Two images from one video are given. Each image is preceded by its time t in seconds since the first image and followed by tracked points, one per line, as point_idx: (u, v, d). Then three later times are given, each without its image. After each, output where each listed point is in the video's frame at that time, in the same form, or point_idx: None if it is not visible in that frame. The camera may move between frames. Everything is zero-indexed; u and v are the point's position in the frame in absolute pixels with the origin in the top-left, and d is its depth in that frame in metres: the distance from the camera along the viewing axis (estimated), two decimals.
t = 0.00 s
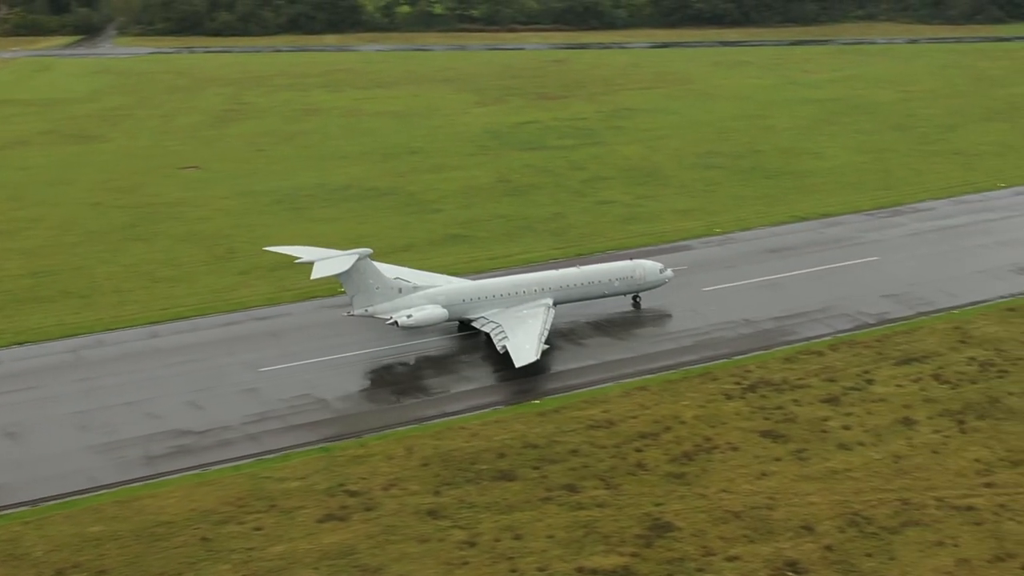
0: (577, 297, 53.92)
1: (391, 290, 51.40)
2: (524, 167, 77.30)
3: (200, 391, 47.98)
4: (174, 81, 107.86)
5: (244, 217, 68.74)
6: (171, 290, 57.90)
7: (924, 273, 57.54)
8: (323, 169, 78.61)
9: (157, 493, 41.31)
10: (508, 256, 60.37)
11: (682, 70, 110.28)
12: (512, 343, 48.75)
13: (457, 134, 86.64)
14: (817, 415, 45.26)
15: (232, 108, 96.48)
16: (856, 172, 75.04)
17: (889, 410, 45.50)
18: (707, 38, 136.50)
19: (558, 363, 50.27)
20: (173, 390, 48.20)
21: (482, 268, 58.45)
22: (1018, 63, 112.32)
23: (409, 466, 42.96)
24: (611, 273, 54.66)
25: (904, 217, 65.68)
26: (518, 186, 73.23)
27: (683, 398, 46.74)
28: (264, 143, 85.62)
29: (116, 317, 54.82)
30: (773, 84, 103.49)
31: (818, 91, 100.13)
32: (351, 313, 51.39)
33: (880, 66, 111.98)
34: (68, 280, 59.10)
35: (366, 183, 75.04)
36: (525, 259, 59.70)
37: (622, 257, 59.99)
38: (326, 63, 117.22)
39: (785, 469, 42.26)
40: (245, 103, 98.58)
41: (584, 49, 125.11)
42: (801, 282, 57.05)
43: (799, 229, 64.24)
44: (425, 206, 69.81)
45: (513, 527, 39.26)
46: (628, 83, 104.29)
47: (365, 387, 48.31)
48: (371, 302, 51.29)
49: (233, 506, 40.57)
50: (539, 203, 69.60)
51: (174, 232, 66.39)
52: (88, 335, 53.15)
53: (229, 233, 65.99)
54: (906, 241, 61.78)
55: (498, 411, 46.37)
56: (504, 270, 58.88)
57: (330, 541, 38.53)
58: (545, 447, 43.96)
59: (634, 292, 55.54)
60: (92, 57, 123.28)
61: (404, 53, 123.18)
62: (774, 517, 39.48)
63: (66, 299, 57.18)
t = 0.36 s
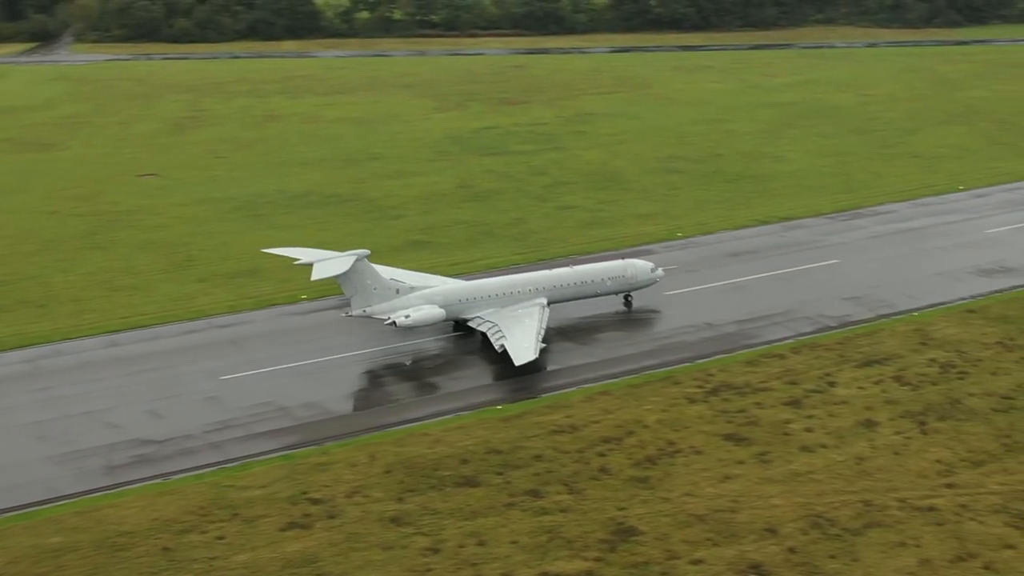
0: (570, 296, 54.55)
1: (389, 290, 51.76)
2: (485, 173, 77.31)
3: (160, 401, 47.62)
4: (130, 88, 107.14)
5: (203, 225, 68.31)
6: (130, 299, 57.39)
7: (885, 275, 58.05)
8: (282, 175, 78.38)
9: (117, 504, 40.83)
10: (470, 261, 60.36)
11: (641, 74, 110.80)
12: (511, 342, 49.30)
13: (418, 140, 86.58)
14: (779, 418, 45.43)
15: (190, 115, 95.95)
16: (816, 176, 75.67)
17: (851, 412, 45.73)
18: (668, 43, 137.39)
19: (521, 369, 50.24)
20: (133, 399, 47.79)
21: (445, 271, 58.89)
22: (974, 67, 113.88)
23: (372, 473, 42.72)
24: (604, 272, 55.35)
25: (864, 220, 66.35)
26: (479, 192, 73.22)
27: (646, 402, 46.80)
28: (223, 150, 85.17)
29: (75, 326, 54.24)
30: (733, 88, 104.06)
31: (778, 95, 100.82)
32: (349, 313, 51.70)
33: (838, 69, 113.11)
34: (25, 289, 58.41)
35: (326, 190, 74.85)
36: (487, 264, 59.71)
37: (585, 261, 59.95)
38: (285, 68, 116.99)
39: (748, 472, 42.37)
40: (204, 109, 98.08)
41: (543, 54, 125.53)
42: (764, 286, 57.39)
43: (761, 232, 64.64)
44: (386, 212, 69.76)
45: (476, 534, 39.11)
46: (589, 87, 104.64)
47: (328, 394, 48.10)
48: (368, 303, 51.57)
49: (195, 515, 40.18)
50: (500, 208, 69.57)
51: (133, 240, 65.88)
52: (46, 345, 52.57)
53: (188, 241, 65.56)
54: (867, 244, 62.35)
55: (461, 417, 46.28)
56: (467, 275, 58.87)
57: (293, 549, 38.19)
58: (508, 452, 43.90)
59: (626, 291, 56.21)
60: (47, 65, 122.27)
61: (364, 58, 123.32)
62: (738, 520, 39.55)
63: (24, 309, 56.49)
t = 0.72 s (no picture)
0: (566, 296, 55.35)
1: (390, 291, 52.37)
2: (450, 178, 77.37)
3: (124, 410, 47.24)
4: (91, 95, 106.38)
5: (165, 232, 67.93)
6: (93, 307, 56.90)
7: (850, 278, 58.47)
8: (246, 182, 78.12)
9: (80, 513, 40.37)
10: (435, 267, 60.54)
11: (605, 79, 111.45)
12: (511, 341, 50.00)
13: (381, 146, 86.56)
14: (746, 421, 45.57)
15: (152, 122, 95.42)
16: (781, 180, 76.19)
17: (817, 414, 45.91)
18: (632, 49, 138.47)
19: (488, 375, 50.18)
20: (97, 409, 47.38)
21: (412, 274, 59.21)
22: (935, 70, 115.43)
23: (338, 480, 42.50)
24: (599, 272, 56.21)
25: (829, 223, 66.87)
26: (444, 197, 73.28)
27: (613, 407, 46.87)
28: (185, 157, 84.75)
29: (38, 336, 53.67)
30: (697, 92, 104.76)
31: (742, 99, 101.53)
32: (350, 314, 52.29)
33: (801, 73, 114.24)
34: None
35: (290, 197, 74.64)
36: (452, 269, 59.91)
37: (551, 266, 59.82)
38: (249, 75, 116.76)
39: (715, 475, 42.43)
40: (166, 116, 97.57)
41: (508, 59, 126.10)
42: (731, 289, 57.72)
43: (726, 236, 64.97)
44: (351, 218, 69.72)
45: (444, 540, 38.96)
46: (554, 92, 105.00)
47: (295, 401, 47.91)
48: (369, 303, 52.18)
49: (160, 524, 39.80)
50: (465, 214, 69.62)
51: (94, 248, 65.35)
52: (8, 355, 52.01)
53: (150, 249, 65.13)
54: (832, 247, 62.80)
55: (427, 423, 46.19)
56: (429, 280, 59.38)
57: (260, 557, 37.89)
58: (475, 458, 43.82)
59: (620, 291, 57.08)
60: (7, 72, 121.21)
61: (327, 64, 123.62)
62: (706, 523, 39.60)
63: None
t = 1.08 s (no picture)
0: (566, 295, 55.98)
1: (393, 290, 52.88)
2: (420, 184, 77.35)
3: (93, 419, 46.91)
4: (57, 101, 105.64)
5: (133, 240, 67.55)
6: (62, 315, 56.48)
7: (821, 281, 58.76)
8: (214, 189, 77.83)
9: (49, 522, 40.03)
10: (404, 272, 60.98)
11: (575, 84, 111.74)
12: (515, 339, 50.60)
13: (351, 152, 86.50)
14: (717, 424, 45.66)
15: (119, 128, 94.90)
16: (752, 183, 76.58)
17: (789, 418, 46.02)
18: (602, 54, 139.11)
19: (458, 380, 50.06)
20: (66, 418, 47.02)
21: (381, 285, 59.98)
22: (903, 74, 116.49)
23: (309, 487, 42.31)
24: (598, 271, 56.85)
25: (799, 226, 67.19)
26: (415, 203, 73.24)
27: (585, 411, 46.89)
28: (153, 163, 84.36)
29: (7, 345, 53.20)
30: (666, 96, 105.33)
31: (711, 103, 101.97)
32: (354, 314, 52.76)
33: (769, 77, 115.10)
34: None
35: (260, 203, 74.44)
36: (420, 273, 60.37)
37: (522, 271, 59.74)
38: (217, 80, 116.44)
39: (687, 479, 42.47)
40: (133, 123, 97.06)
41: (478, 64, 126.55)
42: (702, 294, 57.99)
43: (697, 240, 65.19)
44: (321, 225, 69.67)
45: (416, 546, 38.83)
46: (524, 97, 105.28)
47: (265, 408, 47.70)
48: (373, 303, 52.64)
49: (130, 533, 39.51)
50: (435, 220, 69.61)
51: (61, 256, 64.83)
52: None
53: (118, 256, 64.72)
54: (803, 251, 63.11)
55: (398, 429, 46.07)
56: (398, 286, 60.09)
57: (230, 565, 37.67)
58: (447, 464, 43.73)
59: (618, 290, 57.75)
60: None
61: (296, 69, 123.64)
62: (678, 527, 39.63)
63: None
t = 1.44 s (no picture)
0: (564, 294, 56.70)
1: (395, 290, 53.45)
2: (390, 190, 77.30)
3: (62, 428, 46.54)
4: (22, 107, 104.75)
5: (100, 247, 67.11)
6: (29, 323, 56.02)
7: (792, 285, 59.04)
8: (183, 195, 77.47)
9: (16, 532, 39.62)
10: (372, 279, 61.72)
11: (545, 89, 111.96)
12: (517, 337, 51.27)
13: (320, 158, 86.38)
14: (689, 428, 45.71)
15: (85, 135, 94.29)
16: (722, 187, 76.96)
17: (760, 421, 46.14)
18: (572, 59, 139.64)
19: (432, 385, 49.97)
20: (34, 427, 46.61)
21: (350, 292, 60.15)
22: (871, 77, 117.39)
23: (280, 494, 42.09)
24: (595, 270, 57.57)
25: (769, 230, 67.48)
26: (384, 209, 73.22)
27: (557, 416, 46.90)
28: (120, 170, 83.90)
29: None
30: (636, 101, 105.76)
31: (681, 107, 102.42)
32: (357, 314, 53.35)
33: (739, 81, 115.79)
34: None
35: (229, 209, 74.18)
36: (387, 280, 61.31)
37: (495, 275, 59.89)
38: (185, 87, 116.04)
39: (660, 483, 42.48)
40: (100, 129, 96.46)
41: (448, 69, 126.82)
42: (675, 299, 58.28)
43: (668, 244, 65.37)
44: (290, 231, 69.58)
45: (388, 552, 38.67)
46: (494, 102, 105.41)
47: (235, 416, 47.47)
48: (375, 303, 53.19)
49: (100, 542, 39.16)
50: (405, 226, 69.61)
51: (26, 263, 64.28)
52: None
53: (84, 264, 64.25)
54: (774, 254, 63.44)
55: (369, 435, 45.90)
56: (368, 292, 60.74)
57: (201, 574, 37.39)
58: (419, 470, 43.61)
59: (615, 289, 58.48)
60: None
61: (265, 75, 123.59)
62: (651, 531, 39.62)
63: None
